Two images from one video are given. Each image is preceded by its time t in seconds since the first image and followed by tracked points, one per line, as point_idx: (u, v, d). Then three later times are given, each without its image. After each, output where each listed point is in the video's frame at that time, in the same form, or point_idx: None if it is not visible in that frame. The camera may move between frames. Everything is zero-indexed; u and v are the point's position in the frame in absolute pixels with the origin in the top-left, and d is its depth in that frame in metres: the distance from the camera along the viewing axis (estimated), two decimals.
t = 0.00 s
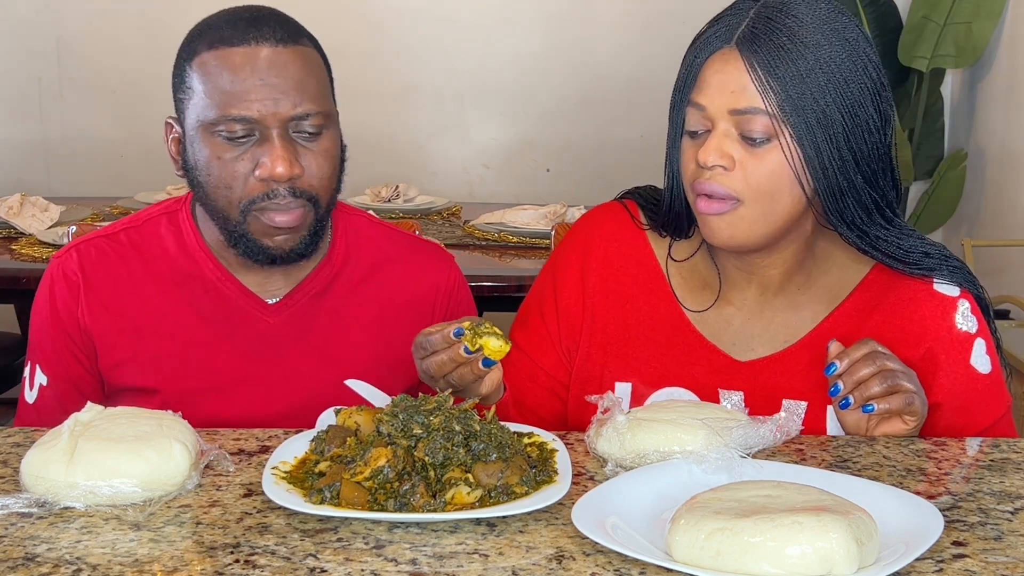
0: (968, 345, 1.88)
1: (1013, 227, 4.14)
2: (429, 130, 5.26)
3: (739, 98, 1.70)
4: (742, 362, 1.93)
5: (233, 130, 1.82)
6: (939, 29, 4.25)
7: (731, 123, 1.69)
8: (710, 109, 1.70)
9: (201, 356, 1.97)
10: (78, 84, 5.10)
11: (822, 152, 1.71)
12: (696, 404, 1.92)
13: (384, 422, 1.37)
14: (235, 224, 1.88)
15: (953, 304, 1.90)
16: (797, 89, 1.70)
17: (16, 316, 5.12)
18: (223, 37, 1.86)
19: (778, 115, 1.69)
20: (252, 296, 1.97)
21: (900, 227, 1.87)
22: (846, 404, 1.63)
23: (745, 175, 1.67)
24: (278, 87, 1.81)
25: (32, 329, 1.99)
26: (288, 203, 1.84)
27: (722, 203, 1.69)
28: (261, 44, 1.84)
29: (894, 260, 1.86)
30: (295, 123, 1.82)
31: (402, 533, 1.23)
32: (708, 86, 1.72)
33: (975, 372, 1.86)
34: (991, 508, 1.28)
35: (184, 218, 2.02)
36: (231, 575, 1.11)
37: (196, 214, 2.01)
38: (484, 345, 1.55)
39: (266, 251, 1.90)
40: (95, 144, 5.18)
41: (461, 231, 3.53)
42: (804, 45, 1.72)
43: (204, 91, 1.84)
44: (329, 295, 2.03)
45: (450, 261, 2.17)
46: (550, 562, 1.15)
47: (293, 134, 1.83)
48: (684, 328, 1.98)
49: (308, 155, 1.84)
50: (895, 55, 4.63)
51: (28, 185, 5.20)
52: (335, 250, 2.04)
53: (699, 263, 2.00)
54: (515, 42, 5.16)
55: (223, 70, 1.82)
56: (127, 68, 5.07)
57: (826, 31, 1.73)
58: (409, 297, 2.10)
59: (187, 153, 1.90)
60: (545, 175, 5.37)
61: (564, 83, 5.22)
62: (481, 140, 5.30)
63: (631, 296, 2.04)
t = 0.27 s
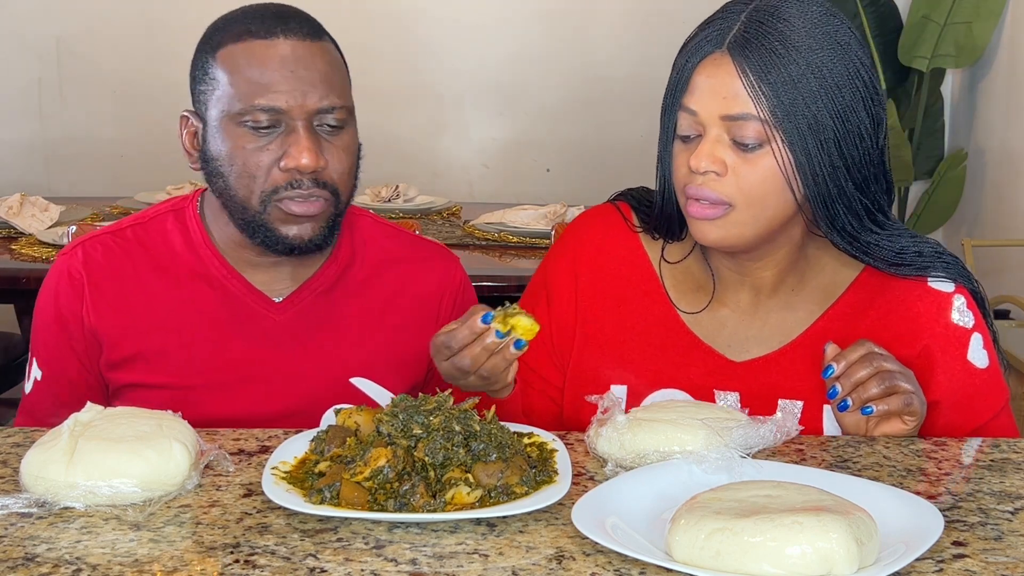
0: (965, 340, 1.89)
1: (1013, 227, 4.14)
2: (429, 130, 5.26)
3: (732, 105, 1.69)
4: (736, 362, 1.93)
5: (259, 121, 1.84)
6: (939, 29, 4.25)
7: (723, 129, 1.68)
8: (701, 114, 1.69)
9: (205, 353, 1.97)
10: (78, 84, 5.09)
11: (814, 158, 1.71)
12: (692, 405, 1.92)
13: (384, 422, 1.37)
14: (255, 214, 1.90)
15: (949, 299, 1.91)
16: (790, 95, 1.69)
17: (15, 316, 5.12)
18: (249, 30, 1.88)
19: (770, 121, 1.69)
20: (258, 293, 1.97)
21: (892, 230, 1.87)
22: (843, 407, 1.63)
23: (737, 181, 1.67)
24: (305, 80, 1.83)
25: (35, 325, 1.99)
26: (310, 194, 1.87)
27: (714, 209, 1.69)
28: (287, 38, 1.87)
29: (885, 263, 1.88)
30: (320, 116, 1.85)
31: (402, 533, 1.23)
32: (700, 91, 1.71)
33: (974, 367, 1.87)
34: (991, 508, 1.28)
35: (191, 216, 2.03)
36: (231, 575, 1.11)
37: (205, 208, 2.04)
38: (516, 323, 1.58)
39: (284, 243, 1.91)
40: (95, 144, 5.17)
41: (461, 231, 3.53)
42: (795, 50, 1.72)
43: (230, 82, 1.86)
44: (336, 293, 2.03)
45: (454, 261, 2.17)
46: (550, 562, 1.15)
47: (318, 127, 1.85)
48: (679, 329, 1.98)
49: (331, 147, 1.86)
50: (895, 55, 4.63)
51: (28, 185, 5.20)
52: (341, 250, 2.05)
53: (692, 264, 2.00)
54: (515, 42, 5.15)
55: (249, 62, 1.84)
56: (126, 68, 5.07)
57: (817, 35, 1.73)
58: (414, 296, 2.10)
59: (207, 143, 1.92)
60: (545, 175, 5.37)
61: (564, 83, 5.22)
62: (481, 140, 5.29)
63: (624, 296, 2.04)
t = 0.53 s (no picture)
0: (952, 333, 1.89)
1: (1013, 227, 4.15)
2: (430, 130, 5.26)
3: (711, 108, 1.69)
4: (720, 365, 1.93)
5: (290, 116, 1.85)
6: (939, 29, 4.26)
7: (701, 133, 1.68)
8: (680, 117, 1.69)
9: (205, 348, 1.98)
10: (78, 85, 5.10)
11: (792, 165, 1.71)
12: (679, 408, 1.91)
13: (384, 422, 1.37)
14: (290, 210, 1.90)
15: (933, 294, 1.91)
16: (767, 101, 1.69)
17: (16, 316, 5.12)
18: (273, 29, 1.90)
19: (748, 125, 1.69)
20: (261, 291, 1.98)
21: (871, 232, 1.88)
22: (842, 410, 1.64)
23: (713, 187, 1.67)
24: (334, 74, 1.85)
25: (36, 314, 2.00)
26: (345, 186, 1.88)
27: (691, 214, 1.69)
28: (310, 36, 1.88)
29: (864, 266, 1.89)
30: (349, 108, 1.87)
31: (402, 533, 1.22)
32: (679, 94, 1.71)
33: (961, 360, 1.87)
34: (991, 508, 1.28)
35: (196, 213, 2.05)
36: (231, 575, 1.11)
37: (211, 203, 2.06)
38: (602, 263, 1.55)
39: (320, 237, 1.92)
40: (95, 144, 5.18)
41: (461, 232, 3.53)
42: (776, 55, 1.71)
43: (258, 80, 1.88)
44: (338, 293, 2.03)
45: (457, 262, 2.16)
46: (550, 562, 1.15)
47: (347, 120, 1.87)
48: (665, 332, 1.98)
49: (362, 140, 1.88)
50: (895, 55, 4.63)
51: (28, 185, 5.20)
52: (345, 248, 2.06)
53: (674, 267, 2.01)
54: (516, 41, 5.15)
55: (276, 59, 1.86)
56: (126, 68, 5.07)
57: (798, 40, 1.72)
58: (416, 296, 2.10)
59: (235, 143, 1.93)
60: (545, 175, 5.37)
61: (565, 83, 5.22)
62: (481, 140, 5.29)
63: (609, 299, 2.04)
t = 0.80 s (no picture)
0: (939, 329, 1.90)
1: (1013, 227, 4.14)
2: (430, 130, 5.25)
3: (695, 105, 1.68)
4: (711, 367, 1.92)
5: (304, 110, 1.87)
6: (939, 29, 4.25)
7: (684, 129, 1.68)
8: (663, 113, 1.69)
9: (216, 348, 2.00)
10: (78, 85, 5.10)
11: (774, 166, 1.70)
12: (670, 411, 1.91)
13: (384, 422, 1.37)
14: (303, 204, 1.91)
15: (920, 292, 1.92)
16: (752, 101, 1.68)
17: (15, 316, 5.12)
18: (282, 24, 1.91)
19: (732, 125, 1.68)
20: (266, 291, 2.01)
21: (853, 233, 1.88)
22: (841, 413, 1.65)
23: (694, 183, 1.69)
24: (346, 68, 1.88)
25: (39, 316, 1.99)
26: (360, 179, 1.90)
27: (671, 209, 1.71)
28: (318, 31, 1.90)
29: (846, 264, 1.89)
30: (361, 102, 1.90)
31: (402, 533, 1.22)
32: (662, 91, 1.70)
33: (949, 354, 1.88)
34: (991, 508, 1.28)
35: (200, 212, 2.06)
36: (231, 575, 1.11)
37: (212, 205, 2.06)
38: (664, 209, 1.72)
39: (333, 232, 1.93)
40: (95, 144, 5.17)
41: (461, 232, 3.53)
42: (762, 56, 1.69)
43: (269, 77, 1.88)
44: (342, 292, 2.05)
45: (458, 262, 2.16)
46: (550, 562, 1.15)
47: (359, 113, 1.90)
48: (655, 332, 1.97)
49: (374, 133, 1.92)
50: (895, 55, 4.63)
51: (28, 185, 5.20)
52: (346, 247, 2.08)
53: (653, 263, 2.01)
54: (516, 41, 5.15)
55: (289, 54, 1.87)
56: (126, 68, 5.07)
57: (784, 42, 1.70)
58: (417, 296, 2.10)
59: (249, 141, 1.93)
60: (545, 175, 5.37)
61: (565, 83, 5.22)
62: (481, 140, 5.29)
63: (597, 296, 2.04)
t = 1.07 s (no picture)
0: (938, 327, 1.89)
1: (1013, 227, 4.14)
2: (430, 130, 5.25)
3: (675, 129, 1.67)
4: (713, 367, 1.93)
5: (310, 113, 1.87)
6: (939, 29, 4.26)
7: (667, 153, 1.67)
8: (645, 138, 1.67)
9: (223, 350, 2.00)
10: (78, 85, 5.10)
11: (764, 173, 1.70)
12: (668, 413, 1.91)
13: (384, 422, 1.37)
14: (309, 208, 1.92)
15: (919, 291, 1.92)
16: (730, 117, 1.67)
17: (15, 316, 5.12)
18: (291, 26, 1.91)
19: (714, 143, 1.67)
20: (272, 294, 2.01)
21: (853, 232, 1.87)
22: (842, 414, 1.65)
23: (684, 204, 1.68)
24: (353, 71, 1.88)
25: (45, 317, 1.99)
26: (366, 183, 1.90)
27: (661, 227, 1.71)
28: (324, 33, 1.90)
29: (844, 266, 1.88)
30: (367, 104, 1.90)
31: (402, 533, 1.22)
32: (642, 114, 1.68)
33: (948, 353, 1.87)
34: (991, 508, 1.28)
35: (205, 212, 2.06)
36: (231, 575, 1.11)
37: (218, 204, 2.06)
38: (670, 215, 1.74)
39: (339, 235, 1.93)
40: (95, 144, 5.17)
41: (461, 232, 3.53)
42: (738, 68, 1.68)
43: (276, 80, 1.88)
44: (347, 294, 2.05)
45: (464, 262, 2.16)
46: (550, 562, 1.15)
47: (366, 116, 1.90)
48: (653, 333, 1.98)
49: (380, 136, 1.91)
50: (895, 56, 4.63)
51: (28, 185, 5.20)
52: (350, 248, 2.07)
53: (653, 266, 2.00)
54: (516, 41, 5.15)
55: (293, 57, 1.87)
56: (126, 68, 5.07)
57: (758, 51, 1.69)
58: (423, 296, 2.10)
59: (255, 144, 1.93)
60: (545, 175, 5.37)
61: (565, 83, 5.22)
62: (481, 140, 5.29)
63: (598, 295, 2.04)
